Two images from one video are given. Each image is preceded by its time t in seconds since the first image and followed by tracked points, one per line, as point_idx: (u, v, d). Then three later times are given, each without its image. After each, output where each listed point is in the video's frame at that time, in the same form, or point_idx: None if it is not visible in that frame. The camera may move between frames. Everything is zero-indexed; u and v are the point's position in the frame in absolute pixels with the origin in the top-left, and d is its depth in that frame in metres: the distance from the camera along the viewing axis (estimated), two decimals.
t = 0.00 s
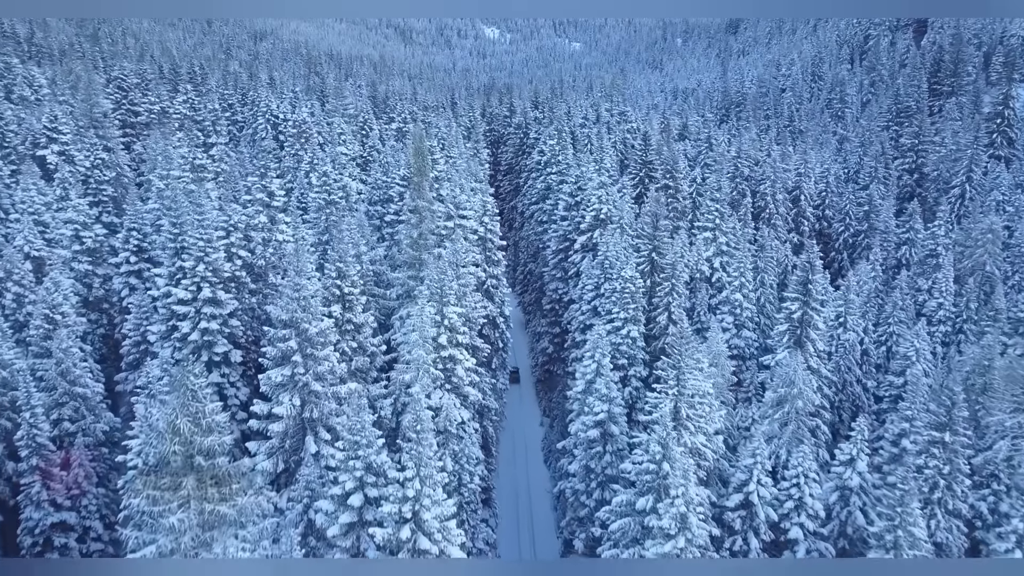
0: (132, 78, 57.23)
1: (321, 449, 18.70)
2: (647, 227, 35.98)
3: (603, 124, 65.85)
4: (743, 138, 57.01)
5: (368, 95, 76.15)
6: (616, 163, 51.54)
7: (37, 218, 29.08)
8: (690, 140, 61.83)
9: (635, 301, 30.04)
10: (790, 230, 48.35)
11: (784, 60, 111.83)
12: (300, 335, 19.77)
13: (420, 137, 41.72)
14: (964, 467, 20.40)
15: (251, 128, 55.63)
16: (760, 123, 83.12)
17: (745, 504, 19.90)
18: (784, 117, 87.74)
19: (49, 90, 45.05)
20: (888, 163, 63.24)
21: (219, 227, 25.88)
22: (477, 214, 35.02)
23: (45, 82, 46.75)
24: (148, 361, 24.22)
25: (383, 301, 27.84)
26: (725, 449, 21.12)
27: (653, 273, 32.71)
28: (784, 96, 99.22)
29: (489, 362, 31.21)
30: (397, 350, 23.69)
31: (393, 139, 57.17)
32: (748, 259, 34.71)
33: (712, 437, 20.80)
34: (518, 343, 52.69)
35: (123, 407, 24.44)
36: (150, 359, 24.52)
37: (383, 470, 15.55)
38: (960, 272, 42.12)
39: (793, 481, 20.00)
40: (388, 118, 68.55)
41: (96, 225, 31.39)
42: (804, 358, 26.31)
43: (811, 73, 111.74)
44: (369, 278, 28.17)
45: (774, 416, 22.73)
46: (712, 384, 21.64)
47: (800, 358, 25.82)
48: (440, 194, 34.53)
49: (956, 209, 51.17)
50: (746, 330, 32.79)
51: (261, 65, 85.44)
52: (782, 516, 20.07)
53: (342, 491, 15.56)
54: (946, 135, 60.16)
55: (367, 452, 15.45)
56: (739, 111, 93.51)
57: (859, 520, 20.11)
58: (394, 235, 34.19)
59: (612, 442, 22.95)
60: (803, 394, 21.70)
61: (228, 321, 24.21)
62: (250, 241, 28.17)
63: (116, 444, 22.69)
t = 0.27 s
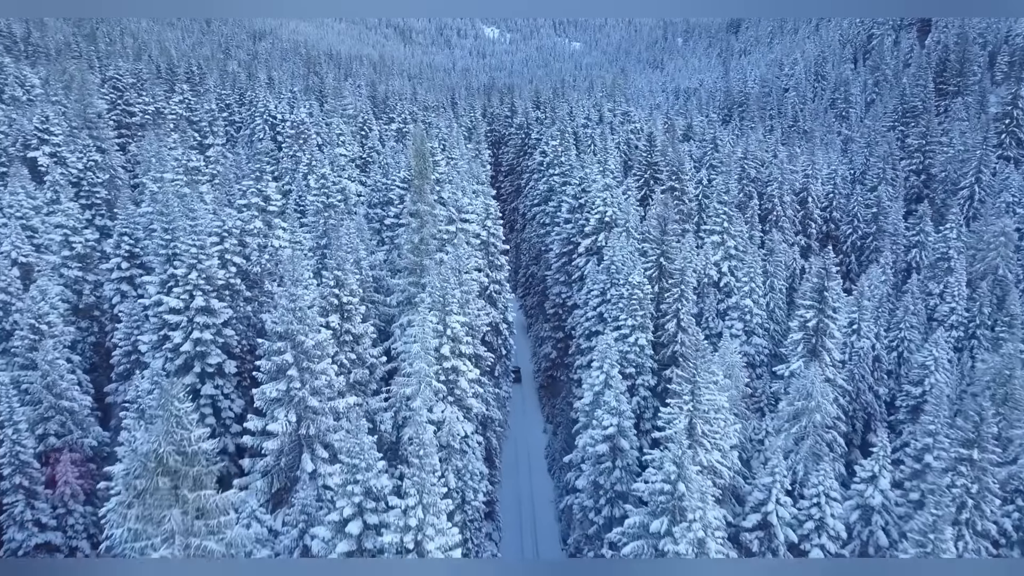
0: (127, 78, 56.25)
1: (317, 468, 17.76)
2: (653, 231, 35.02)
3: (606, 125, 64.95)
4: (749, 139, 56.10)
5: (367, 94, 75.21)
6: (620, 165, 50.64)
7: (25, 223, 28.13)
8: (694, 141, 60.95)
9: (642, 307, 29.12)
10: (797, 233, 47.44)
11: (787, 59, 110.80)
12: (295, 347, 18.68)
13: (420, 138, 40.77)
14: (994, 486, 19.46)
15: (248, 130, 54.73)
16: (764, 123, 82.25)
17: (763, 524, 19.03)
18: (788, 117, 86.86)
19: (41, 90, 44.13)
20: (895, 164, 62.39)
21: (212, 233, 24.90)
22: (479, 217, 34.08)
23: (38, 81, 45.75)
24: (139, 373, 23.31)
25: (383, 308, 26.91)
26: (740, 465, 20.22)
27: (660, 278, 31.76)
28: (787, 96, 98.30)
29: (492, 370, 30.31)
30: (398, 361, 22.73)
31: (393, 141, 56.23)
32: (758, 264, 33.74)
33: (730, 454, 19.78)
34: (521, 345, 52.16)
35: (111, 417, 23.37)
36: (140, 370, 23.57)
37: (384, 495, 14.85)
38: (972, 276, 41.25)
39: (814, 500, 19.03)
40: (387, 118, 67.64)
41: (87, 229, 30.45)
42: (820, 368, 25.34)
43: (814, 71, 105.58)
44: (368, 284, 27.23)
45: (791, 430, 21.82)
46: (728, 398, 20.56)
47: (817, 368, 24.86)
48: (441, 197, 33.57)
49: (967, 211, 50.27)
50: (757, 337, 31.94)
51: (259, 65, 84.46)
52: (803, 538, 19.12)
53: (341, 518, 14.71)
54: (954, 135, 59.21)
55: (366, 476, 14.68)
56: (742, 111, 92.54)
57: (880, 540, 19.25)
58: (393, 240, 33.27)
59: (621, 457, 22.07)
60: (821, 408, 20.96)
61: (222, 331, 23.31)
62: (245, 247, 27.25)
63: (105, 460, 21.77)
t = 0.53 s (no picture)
0: (123, 78, 55.41)
1: (314, 485, 16.95)
2: (659, 234, 34.27)
3: (608, 125, 64.14)
4: (753, 140, 55.39)
5: (367, 94, 74.34)
6: (624, 166, 49.87)
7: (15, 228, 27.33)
8: (698, 142, 60.17)
9: (649, 314, 28.35)
10: (803, 235, 46.72)
11: (789, 58, 110.06)
12: (291, 359, 17.82)
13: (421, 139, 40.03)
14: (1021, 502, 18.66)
15: (246, 130, 53.92)
16: (768, 123, 81.43)
17: (780, 544, 18.26)
18: (791, 117, 86.06)
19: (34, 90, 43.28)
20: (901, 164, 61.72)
21: (206, 238, 24.12)
22: (481, 220, 33.32)
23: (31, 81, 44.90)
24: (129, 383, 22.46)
25: (383, 315, 26.16)
26: (755, 481, 19.47)
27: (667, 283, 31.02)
28: (789, 96, 97.60)
29: (495, 378, 29.56)
30: (399, 371, 21.97)
31: (393, 141, 55.45)
32: (767, 267, 33.03)
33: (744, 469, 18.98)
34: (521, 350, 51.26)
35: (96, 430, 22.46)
36: (131, 380, 22.74)
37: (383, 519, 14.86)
38: (982, 279, 40.53)
39: (834, 518, 18.17)
40: (387, 119, 66.86)
41: (78, 233, 29.60)
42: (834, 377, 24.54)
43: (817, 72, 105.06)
44: (368, 290, 26.48)
45: (805, 443, 21.07)
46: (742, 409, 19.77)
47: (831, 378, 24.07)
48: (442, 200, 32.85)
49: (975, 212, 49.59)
50: (766, 343, 31.20)
51: (258, 65, 83.57)
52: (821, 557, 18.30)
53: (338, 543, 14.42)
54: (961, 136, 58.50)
55: (367, 500, 14.60)
56: (745, 112, 91.84)
57: (901, 559, 18.50)
58: (393, 243, 32.50)
59: (630, 471, 21.31)
60: (837, 421, 20.47)
61: (216, 340, 22.50)
62: (240, 252, 26.49)
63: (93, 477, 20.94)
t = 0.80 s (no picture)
0: (119, 78, 54.62)
1: (310, 505, 16.35)
2: (665, 238, 33.48)
3: (611, 126, 63.41)
4: (758, 141, 54.64)
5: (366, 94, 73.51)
6: (627, 167, 49.10)
7: (3, 232, 26.50)
8: (702, 142, 59.38)
9: (656, 320, 27.52)
10: (810, 237, 45.96)
11: (792, 58, 109.34)
12: (285, 372, 16.95)
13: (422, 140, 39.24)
14: None
15: (243, 131, 53.14)
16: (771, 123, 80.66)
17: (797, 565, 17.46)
18: (795, 117, 85.28)
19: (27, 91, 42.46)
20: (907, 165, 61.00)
21: (199, 244, 23.30)
22: (483, 224, 32.52)
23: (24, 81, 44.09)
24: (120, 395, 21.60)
25: (382, 322, 25.38)
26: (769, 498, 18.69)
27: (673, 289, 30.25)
28: (792, 95, 96.88)
29: (498, 386, 28.81)
30: (399, 382, 21.17)
31: (392, 142, 54.66)
32: (776, 272, 32.26)
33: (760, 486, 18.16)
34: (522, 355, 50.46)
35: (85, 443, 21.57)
36: (121, 392, 21.90)
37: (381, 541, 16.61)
38: (993, 283, 39.75)
39: (854, 539, 17.33)
40: (387, 119, 66.10)
41: (68, 237, 28.76)
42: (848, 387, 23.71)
43: (820, 71, 104.54)
44: (368, 296, 25.69)
45: (821, 457, 20.31)
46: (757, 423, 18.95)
47: (846, 388, 23.25)
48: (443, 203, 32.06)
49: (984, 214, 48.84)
50: (775, 350, 30.41)
51: (256, 65, 82.72)
52: None
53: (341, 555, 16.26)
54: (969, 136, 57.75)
55: (362, 525, 16.46)
56: (747, 112, 91.11)
57: None
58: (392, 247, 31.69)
59: (639, 487, 20.59)
60: (855, 435, 19.61)
61: (209, 350, 21.68)
62: (235, 258, 25.68)
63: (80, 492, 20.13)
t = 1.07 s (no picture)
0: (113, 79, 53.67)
1: (303, 531, 15.59)
2: (672, 242, 32.54)
3: (613, 126, 62.48)
4: (763, 141, 53.76)
5: (365, 94, 72.58)
6: (630, 168, 48.17)
7: None
8: (706, 143, 58.43)
9: (664, 328, 26.60)
10: (817, 240, 45.08)
11: (794, 57, 108.47)
12: (276, 389, 15.99)
13: (421, 141, 38.33)
14: None
15: (240, 132, 52.21)
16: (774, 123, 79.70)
17: None
18: (798, 117, 84.40)
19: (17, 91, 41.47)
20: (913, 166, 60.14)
21: (189, 251, 22.37)
22: (485, 227, 31.59)
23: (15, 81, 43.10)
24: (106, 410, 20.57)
25: (380, 331, 24.45)
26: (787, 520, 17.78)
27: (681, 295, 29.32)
28: (795, 95, 96.05)
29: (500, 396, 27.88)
30: (399, 396, 20.26)
31: (391, 143, 53.72)
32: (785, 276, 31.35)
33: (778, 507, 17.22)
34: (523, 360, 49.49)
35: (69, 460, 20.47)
36: (108, 405, 20.92)
37: None
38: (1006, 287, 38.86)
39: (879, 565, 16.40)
40: (386, 120, 65.19)
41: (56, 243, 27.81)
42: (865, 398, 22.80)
43: (822, 71, 103.94)
44: (365, 304, 24.77)
45: (840, 476, 19.43)
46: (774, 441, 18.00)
47: (863, 400, 22.33)
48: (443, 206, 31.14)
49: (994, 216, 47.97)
50: (786, 357, 29.50)
51: (253, 65, 81.71)
52: None
53: None
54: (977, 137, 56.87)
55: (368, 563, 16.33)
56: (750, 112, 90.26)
57: None
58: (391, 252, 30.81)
59: (649, 506, 19.78)
60: (877, 452, 18.67)
61: (199, 362, 20.73)
62: (227, 265, 24.73)
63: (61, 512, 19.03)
